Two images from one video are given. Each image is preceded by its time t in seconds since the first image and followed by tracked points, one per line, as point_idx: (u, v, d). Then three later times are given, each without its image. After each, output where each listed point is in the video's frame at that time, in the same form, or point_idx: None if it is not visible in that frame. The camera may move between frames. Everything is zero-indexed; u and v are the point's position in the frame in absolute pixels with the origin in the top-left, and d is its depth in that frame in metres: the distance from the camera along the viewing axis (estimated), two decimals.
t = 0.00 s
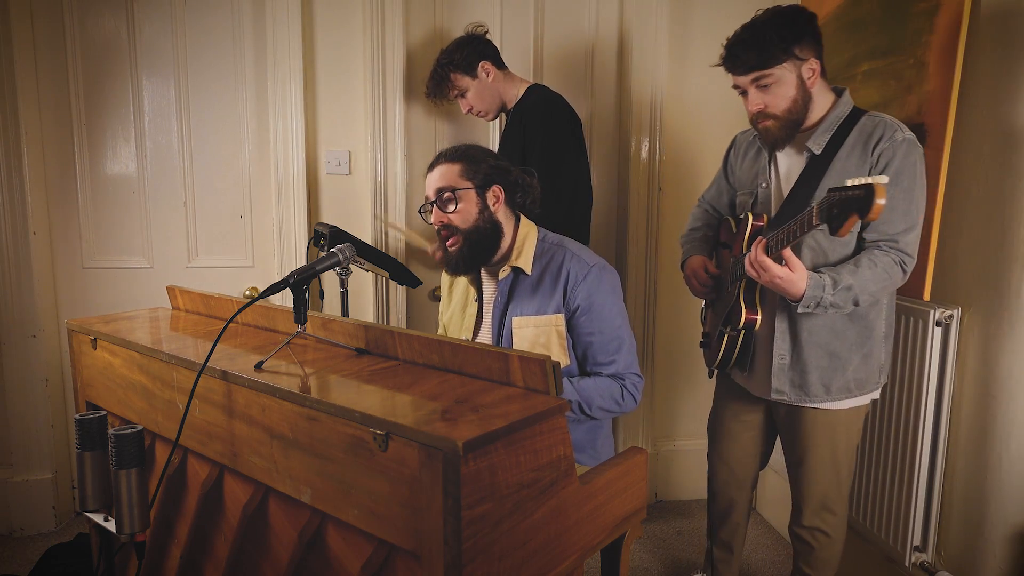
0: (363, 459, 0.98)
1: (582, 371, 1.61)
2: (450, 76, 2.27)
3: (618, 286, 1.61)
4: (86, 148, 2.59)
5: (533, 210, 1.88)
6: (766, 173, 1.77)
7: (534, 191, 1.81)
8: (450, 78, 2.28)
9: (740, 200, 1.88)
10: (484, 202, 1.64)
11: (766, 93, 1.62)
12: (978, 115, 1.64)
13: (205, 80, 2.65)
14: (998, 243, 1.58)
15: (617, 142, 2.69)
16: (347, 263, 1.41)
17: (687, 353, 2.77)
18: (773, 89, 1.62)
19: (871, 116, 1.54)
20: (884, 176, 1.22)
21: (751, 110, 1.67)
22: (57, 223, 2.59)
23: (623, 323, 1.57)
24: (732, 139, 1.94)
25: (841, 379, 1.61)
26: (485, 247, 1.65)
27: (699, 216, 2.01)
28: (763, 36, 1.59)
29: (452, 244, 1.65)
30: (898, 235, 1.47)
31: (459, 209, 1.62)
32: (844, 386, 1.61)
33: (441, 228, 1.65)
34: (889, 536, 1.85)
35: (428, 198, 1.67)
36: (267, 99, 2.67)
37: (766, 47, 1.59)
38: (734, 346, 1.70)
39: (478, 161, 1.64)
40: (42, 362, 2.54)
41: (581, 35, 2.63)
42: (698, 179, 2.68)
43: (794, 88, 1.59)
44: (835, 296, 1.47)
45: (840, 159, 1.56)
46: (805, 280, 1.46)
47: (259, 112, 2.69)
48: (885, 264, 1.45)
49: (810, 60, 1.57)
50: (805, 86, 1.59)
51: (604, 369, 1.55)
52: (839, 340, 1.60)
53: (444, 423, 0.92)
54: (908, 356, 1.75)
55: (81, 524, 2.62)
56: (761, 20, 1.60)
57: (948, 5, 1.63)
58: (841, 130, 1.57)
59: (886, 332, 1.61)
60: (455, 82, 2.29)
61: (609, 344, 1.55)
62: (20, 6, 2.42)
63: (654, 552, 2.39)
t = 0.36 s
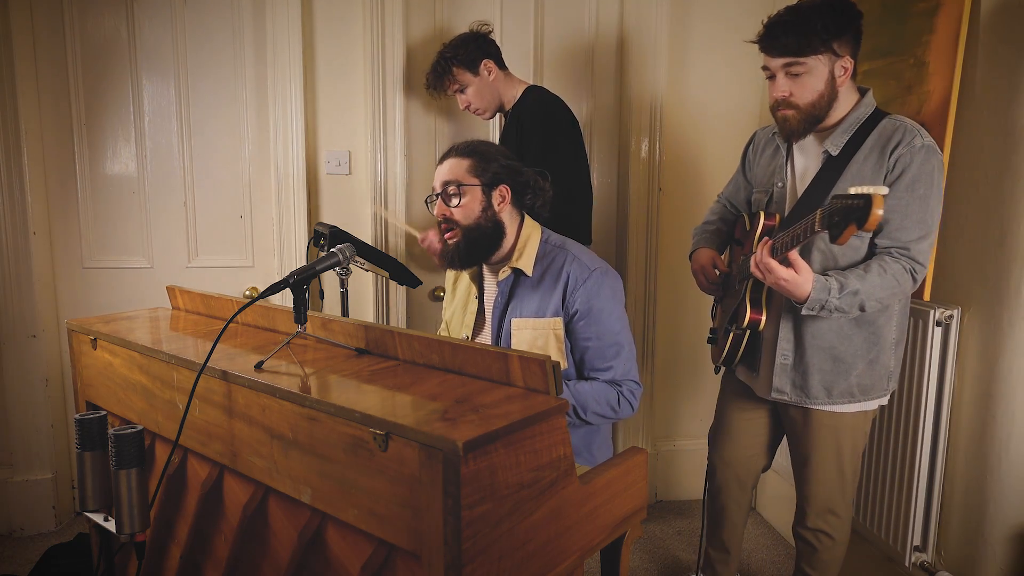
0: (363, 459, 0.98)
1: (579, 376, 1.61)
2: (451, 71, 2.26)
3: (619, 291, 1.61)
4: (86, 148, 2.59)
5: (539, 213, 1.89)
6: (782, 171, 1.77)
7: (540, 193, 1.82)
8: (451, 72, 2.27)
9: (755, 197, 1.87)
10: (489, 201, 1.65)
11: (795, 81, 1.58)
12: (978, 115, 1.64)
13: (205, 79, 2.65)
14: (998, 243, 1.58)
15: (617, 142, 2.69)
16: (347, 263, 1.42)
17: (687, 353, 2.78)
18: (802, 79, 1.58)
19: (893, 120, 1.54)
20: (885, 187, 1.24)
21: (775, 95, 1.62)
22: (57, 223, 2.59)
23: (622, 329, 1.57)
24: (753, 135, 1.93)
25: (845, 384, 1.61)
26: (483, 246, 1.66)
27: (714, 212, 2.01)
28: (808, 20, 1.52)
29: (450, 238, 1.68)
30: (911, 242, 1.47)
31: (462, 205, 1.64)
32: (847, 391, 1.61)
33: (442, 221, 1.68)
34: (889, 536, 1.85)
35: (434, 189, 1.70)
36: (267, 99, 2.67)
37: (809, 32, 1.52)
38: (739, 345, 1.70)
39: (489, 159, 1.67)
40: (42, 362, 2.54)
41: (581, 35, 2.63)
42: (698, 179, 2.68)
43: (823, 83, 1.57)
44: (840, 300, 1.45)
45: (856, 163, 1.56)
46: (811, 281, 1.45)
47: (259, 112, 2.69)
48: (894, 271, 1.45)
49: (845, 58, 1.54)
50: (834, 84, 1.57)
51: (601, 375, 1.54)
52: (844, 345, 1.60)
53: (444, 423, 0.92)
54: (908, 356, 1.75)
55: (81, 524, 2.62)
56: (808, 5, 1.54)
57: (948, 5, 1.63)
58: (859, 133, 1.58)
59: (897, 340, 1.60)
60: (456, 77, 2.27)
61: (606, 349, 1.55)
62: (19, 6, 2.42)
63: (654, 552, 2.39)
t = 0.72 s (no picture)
0: (363, 459, 0.98)
1: (581, 376, 1.61)
2: (454, 106, 2.32)
3: (621, 292, 1.61)
4: (86, 148, 2.59)
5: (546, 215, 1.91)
6: (794, 174, 1.75)
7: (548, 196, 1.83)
8: (454, 108, 2.32)
9: (764, 198, 1.84)
10: (501, 197, 1.66)
11: (815, 80, 1.58)
12: (978, 115, 1.64)
13: (205, 80, 2.65)
14: (998, 243, 1.58)
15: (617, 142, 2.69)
16: (347, 263, 1.42)
17: (688, 353, 2.78)
18: (822, 78, 1.58)
19: (909, 123, 1.56)
20: (972, 201, 1.17)
21: (793, 94, 1.62)
22: (57, 223, 2.59)
23: (624, 330, 1.57)
24: (757, 136, 1.93)
25: (863, 386, 1.60)
26: (493, 241, 1.66)
27: (716, 211, 2.00)
28: (831, 18, 1.54)
29: (460, 233, 1.68)
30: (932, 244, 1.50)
31: (474, 198, 1.65)
32: (865, 392, 1.61)
33: (452, 214, 1.68)
34: (889, 536, 1.85)
35: (446, 180, 1.70)
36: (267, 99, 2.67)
37: (830, 30, 1.53)
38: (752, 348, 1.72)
39: (503, 156, 1.68)
40: (42, 362, 2.54)
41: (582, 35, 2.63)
42: (698, 179, 2.68)
43: (842, 84, 1.57)
44: (872, 305, 1.45)
45: (876, 165, 1.57)
46: (845, 289, 1.43)
47: (259, 112, 2.69)
48: (919, 273, 1.47)
49: (864, 60, 1.56)
50: (852, 85, 1.58)
51: (602, 376, 1.54)
52: (863, 347, 1.60)
53: (444, 423, 0.92)
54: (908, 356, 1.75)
55: (81, 524, 2.62)
56: (832, 4, 1.55)
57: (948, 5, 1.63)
58: (877, 134, 1.58)
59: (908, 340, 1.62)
60: (458, 111, 2.33)
61: (609, 351, 1.55)
62: (19, 6, 2.42)
63: (654, 552, 2.39)
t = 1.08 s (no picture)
0: (363, 459, 0.98)
1: (581, 374, 1.61)
2: (493, 92, 2.25)
3: (620, 289, 1.61)
4: (86, 148, 2.59)
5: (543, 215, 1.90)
6: (796, 177, 1.76)
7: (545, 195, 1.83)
8: (494, 94, 2.26)
9: (765, 200, 1.85)
10: (494, 197, 1.66)
11: (808, 91, 1.58)
12: (977, 115, 1.64)
13: (205, 80, 2.65)
14: (999, 243, 1.58)
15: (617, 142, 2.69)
16: (347, 263, 1.42)
17: (687, 353, 2.78)
18: (815, 88, 1.58)
19: (910, 126, 1.54)
20: (989, 235, 1.18)
21: (788, 105, 1.63)
22: (57, 223, 2.59)
23: (624, 327, 1.57)
24: (758, 135, 1.93)
25: (868, 388, 1.61)
26: (488, 242, 1.66)
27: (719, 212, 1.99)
28: (819, 29, 1.53)
29: (456, 235, 1.68)
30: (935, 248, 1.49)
31: (466, 199, 1.66)
32: (870, 394, 1.61)
33: (447, 216, 1.69)
34: (889, 536, 1.85)
35: (440, 183, 1.72)
36: (267, 99, 2.67)
37: (818, 41, 1.53)
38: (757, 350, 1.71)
39: (495, 157, 1.69)
40: (42, 362, 2.54)
41: (582, 35, 2.63)
42: (698, 179, 2.69)
43: (837, 91, 1.57)
44: (879, 315, 1.45)
45: (878, 170, 1.56)
46: (853, 301, 1.41)
47: (259, 112, 2.69)
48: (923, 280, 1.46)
49: (858, 65, 1.54)
50: (847, 92, 1.57)
51: (602, 373, 1.54)
52: (868, 350, 1.59)
53: (444, 422, 0.92)
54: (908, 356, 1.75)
55: (81, 524, 2.62)
56: (819, 14, 1.55)
57: (948, 5, 1.63)
58: (878, 139, 1.57)
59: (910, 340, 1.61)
60: (498, 98, 2.26)
61: (609, 347, 1.55)
62: (20, 6, 2.42)
63: (654, 553, 2.39)
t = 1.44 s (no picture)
0: (363, 459, 0.98)
1: (580, 376, 1.61)
2: (529, 60, 2.24)
3: (620, 292, 1.61)
4: (86, 148, 2.59)
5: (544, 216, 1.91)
6: (781, 180, 1.76)
7: (544, 196, 1.82)
8: (528, 62, 2.25)
9: (754, 203, 1.86)
10: (495, 198, 1.66)
11: (784, 100, 1.58)
12: (977, 115, 1.64)
13: (205, 79, 2.65)
14: (999, 243, 1.58)
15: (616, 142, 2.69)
16: (347, 263, 1.41)
17: (687, 353, 2.78)
18: (792, 97, 1.57)
19: (891, 126, 1.54)
20: (962, 255, 1.20)
21: (766, 116, 1.62)
22: (57, 223, 2.58)
23: (624, 330, 1.57)
24: (745, 137, 1.93)
25: (861, 387, 1.60)
26: (489, 241, 1.66)
27: (709, 217, 2.00)
28: (788, 40, 1.52)
29: (457, 232, 1.68)
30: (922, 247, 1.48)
31: (468, 199, 1.66)
32: (863, 393, 1.60)
33: (450, 215, 1.69)
34: (889, 536, 1.85)
35: (442, 184, 1.72)
36: (267, 99, 2.67)
37: (788, 52, 1.52)
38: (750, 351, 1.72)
39: (497, 157, 1.69)
40: (42, 361, 2.54)
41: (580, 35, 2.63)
42: (698, 179, 2.69)
43: (814, 98, 1.56)
44: (866, 319, 1.45)
45: (861, 171, 1.56)
46: (839, 309, 1.42)
47: (259, 112, 2.69)
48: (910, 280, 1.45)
49: (832, 70, 1.54)
50: (825, 97, 1.56)
51: (602, 376, 1.54)
52: (859, 349, 1.59)
53: (443, 422, 0.92)
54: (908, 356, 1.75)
55: (81, 524, 2.62)
56: (786, 22, 1.53)
57: (948, 5, 1.63)
58: (860, 141, 1.57)
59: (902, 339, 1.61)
60: (530, 67, 2.26)
61: (608, 350, 1.54)
62: (20, 5, 2.41)
63: (654, 553, 2.39)
